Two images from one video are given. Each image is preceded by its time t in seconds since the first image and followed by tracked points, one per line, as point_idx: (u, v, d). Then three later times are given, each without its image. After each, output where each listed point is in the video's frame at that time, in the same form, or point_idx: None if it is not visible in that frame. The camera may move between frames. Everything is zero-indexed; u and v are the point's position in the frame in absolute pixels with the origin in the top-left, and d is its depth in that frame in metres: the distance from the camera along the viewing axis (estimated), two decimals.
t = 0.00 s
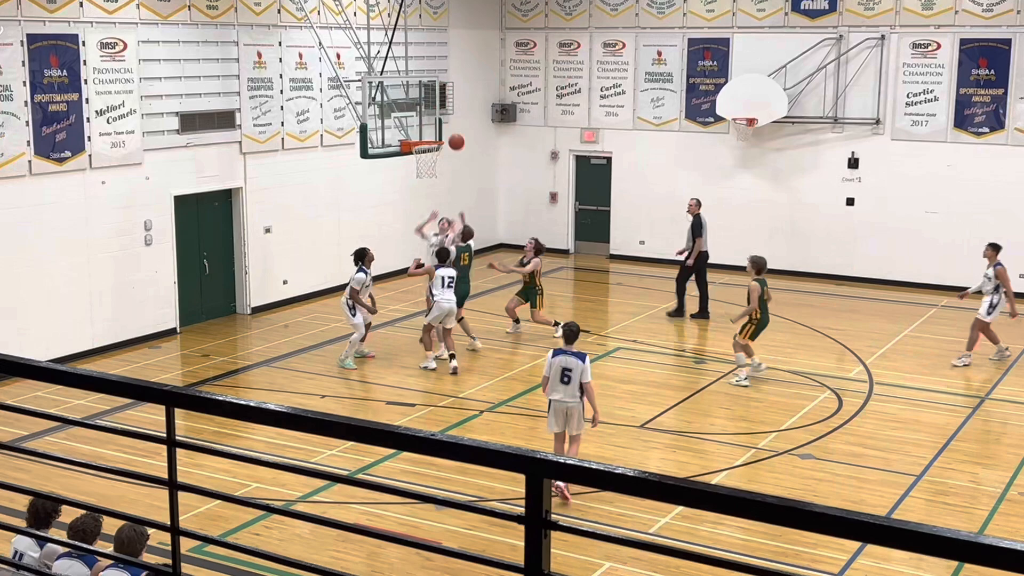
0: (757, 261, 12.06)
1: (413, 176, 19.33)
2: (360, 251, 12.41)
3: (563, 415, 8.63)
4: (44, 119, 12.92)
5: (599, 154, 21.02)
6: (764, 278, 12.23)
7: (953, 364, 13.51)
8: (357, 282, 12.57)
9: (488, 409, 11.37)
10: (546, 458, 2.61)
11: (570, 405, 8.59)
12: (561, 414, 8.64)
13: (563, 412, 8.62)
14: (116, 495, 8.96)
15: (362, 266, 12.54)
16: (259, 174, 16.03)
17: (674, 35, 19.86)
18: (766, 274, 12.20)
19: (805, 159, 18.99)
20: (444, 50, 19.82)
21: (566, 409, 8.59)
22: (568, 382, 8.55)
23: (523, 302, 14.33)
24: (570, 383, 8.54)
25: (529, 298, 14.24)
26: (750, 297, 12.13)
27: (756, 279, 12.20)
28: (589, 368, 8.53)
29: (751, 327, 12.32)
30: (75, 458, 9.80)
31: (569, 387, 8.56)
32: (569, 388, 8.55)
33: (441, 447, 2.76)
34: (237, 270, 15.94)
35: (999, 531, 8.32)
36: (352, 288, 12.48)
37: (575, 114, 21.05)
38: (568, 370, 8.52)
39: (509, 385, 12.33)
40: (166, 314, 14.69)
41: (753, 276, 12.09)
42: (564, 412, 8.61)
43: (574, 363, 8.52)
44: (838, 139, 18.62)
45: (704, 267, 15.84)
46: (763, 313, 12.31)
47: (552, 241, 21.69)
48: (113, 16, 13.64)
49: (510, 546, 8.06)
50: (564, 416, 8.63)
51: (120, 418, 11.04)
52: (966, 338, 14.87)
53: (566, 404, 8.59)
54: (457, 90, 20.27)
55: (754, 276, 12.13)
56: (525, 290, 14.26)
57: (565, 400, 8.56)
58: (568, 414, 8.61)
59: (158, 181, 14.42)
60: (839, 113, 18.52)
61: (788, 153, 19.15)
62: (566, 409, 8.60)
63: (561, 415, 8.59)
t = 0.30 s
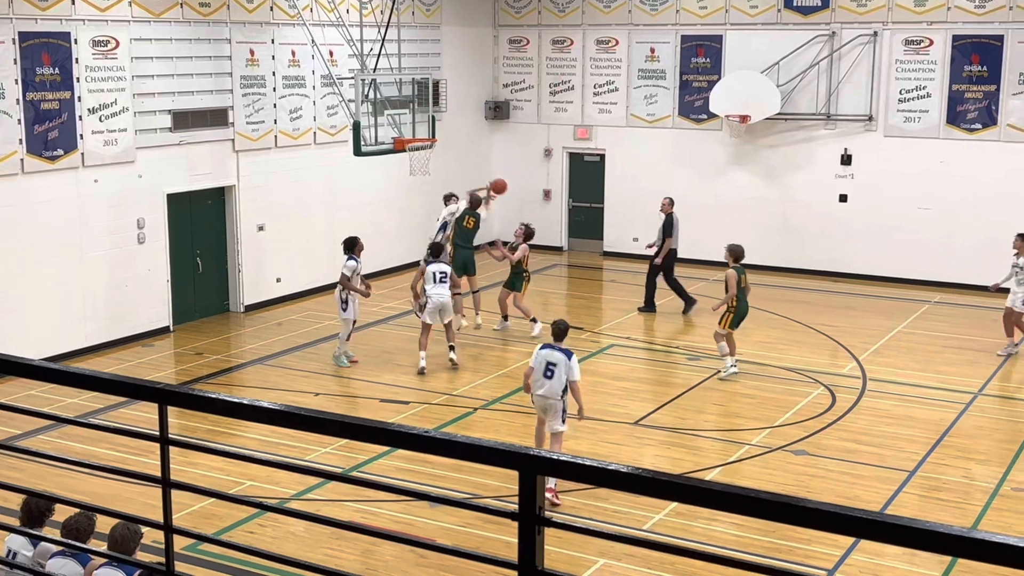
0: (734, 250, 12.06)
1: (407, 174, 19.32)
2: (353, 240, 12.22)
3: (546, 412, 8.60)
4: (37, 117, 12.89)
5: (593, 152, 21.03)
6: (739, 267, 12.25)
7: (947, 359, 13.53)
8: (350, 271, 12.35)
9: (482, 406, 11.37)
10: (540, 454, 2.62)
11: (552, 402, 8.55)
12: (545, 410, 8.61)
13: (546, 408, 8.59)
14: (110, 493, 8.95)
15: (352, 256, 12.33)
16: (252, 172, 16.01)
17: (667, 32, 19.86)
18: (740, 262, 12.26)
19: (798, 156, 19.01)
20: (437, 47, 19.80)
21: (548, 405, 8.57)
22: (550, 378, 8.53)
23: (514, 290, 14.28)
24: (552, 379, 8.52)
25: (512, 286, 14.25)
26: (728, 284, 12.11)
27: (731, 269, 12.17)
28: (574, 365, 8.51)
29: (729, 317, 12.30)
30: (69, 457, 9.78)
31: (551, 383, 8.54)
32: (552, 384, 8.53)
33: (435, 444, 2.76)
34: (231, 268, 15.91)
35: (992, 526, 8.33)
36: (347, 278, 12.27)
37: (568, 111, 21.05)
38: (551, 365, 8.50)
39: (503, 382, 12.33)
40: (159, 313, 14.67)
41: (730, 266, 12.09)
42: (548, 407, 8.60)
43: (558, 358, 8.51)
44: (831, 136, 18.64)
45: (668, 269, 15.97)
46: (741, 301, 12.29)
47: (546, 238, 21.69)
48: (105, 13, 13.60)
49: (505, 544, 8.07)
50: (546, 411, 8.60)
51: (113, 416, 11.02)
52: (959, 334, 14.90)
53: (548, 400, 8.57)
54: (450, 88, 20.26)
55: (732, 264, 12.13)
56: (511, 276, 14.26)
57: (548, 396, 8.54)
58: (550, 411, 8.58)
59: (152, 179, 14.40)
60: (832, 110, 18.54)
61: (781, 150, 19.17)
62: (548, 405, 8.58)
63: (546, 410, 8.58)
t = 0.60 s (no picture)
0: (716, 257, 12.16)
1: (394, 171, 19.30)
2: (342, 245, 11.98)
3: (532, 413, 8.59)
4: (21, 115, 12.83)
5: (580, 148, 21.03)
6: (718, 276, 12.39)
7: (933, 354, 13.58)
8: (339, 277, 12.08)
9: (470, 403, 11.37)
10: (527, 450, 2.62)
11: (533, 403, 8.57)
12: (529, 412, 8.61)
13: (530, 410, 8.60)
14: (97, 492, 8.92)
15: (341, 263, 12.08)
16: (239, 170, 15.97)
17: (654, 28, 19.87)
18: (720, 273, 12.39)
19: (785, 152, 19.05)
20: (424, 44, 19.78)
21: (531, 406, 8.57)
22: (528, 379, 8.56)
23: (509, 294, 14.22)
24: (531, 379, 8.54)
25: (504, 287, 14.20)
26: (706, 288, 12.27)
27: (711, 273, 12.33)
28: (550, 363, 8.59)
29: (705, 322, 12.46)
30: (56, 456, 9.75)
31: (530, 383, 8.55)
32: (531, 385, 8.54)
33: (423, 441, 2.76)
34: (218, 266, 15.87)
35: (979, 520, 8.37)
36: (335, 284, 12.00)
37: (555, 108, 21.05)
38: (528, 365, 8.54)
39: (491, 379, 12.33)
40: (146, 311, 14.62)
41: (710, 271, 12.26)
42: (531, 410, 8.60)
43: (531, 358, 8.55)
44: (817, 131, 18.68)
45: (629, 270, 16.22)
46: (717, 311, 12.42)
47: (533, 234, 21.69)
48: (90, 11, 13.53)
49: (494, 540, 8.07)
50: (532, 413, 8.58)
51: (101, 415, 10.99)
52: (945, 329, 14.96)
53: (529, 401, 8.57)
54: (437, 85, 20.24)
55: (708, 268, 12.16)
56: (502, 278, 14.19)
57: (529, 399, 8.54)
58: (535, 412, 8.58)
59: (138, 177, 14.35)
60: (818, 106, 18.58)
61: (768, 145, 19.20)
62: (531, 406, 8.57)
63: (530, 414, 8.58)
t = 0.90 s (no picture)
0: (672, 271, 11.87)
1: (374, 168, 19.28)
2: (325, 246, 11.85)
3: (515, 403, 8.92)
4: None
5: (560, 144, 21.01)
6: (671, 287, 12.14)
7: (911, 348, 13.67)
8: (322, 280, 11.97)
9: (452, 400, 11.37)
10: (508, 445, 2.62)
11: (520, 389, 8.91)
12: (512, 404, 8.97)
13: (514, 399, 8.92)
14: (76, 491, 8.88)
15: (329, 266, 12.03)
16: (218, 167, 15.91)
17: (633, 25, 19.89)
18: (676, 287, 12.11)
19: (764, 148, 19.11)
20: (404, 41, 19.74)
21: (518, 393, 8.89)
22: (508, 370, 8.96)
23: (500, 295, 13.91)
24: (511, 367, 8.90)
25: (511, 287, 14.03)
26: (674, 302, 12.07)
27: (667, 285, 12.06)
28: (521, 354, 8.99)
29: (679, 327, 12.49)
30: (35, 456, 9.69)
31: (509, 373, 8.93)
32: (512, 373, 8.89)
33: (403, 438, 2.76)
34: (198, 264, 15.81)
35: (958, 513, 8.42)
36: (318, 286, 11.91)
37: (536, 104, 21.05)
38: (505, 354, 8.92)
39: (473, 375, 12.33)
40: (125, 310, 14.55)
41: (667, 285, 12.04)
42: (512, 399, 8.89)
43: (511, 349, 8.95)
44: (796, 127, 18.74)
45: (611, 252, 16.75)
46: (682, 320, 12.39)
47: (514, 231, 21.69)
48: (67, 8, 13.44)
49: (475, 537, 8.07)
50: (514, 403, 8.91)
51: (80, 414, 10.93)
52: (924, 322, 15.05)
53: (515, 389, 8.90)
54: (417, 82, 20.22)
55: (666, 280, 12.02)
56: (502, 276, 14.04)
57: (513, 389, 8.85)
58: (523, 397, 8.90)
59: (116, 175, 14.26)
60: (797, 101, 18.64)
61: (747, 141, 19.25)
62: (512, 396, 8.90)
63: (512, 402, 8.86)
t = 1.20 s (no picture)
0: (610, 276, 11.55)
1: (351, 166, 19.24)
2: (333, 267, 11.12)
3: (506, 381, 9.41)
4: None
5: (539, 141, 21.00)
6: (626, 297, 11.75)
7: (888, 343, 13.75)
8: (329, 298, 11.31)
9: (431, 397, 11.36)
10: (484, 443, 2.62)
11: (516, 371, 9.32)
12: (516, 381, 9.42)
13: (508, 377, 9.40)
14: (53, 492, 8.83)
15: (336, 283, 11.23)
16: (194, 165, 15.84)
17: (610, 21, 19.91)
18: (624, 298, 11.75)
19: (741, 144, 19.17)
20: (381, 38, 19.71)
21: (510, 373, 9.34)
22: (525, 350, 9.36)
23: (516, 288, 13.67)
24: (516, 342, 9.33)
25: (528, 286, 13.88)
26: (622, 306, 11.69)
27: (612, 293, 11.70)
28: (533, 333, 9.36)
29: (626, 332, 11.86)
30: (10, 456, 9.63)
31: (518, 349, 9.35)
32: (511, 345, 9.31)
33: (377, 435, 2.75)
34: (174, 262, 15.75)
35: (934, 506, 8.47)
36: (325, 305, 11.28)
37: (514, 101, 21.04)
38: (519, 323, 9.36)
39: (452, 373, 12.33)
40: (102, 309, 14.48)
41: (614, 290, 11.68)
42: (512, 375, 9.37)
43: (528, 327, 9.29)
44: (773, 123, 18.81)
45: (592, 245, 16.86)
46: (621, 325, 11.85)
47: (492, 228, 21.68)
48: (40, 6, 13.35)
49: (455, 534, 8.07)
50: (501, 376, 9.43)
51: (56, 414, 10.87)
52: (900, 317, 15.13)
53: (512, 368, 9.36)
54: (395, 79, 20.19)
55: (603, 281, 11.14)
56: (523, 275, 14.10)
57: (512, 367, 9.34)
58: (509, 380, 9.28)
59: (91, 174, 14.18)
60: (773, 98, 18.71)
61: (725, 138, 19.30)
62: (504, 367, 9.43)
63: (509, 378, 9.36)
